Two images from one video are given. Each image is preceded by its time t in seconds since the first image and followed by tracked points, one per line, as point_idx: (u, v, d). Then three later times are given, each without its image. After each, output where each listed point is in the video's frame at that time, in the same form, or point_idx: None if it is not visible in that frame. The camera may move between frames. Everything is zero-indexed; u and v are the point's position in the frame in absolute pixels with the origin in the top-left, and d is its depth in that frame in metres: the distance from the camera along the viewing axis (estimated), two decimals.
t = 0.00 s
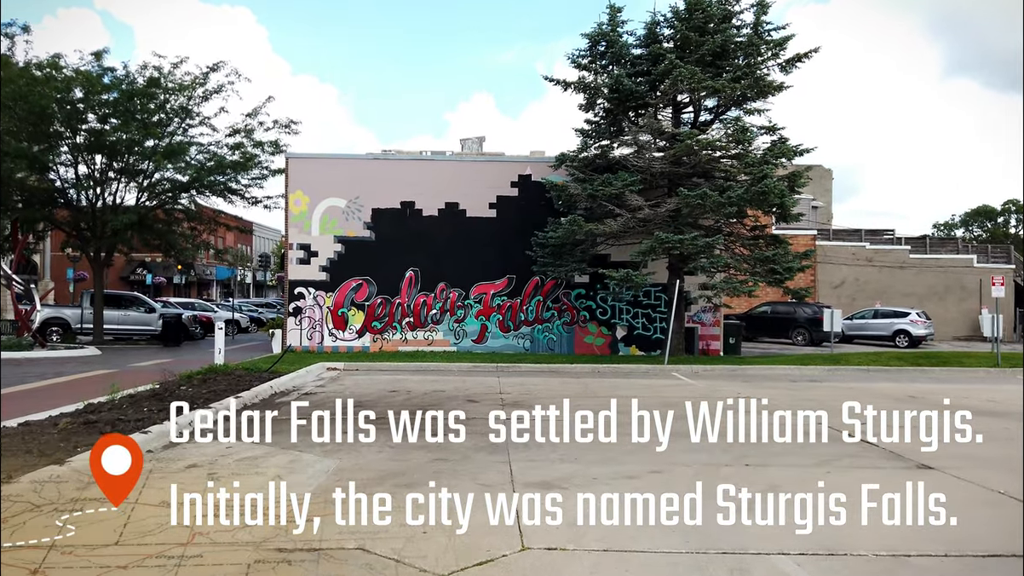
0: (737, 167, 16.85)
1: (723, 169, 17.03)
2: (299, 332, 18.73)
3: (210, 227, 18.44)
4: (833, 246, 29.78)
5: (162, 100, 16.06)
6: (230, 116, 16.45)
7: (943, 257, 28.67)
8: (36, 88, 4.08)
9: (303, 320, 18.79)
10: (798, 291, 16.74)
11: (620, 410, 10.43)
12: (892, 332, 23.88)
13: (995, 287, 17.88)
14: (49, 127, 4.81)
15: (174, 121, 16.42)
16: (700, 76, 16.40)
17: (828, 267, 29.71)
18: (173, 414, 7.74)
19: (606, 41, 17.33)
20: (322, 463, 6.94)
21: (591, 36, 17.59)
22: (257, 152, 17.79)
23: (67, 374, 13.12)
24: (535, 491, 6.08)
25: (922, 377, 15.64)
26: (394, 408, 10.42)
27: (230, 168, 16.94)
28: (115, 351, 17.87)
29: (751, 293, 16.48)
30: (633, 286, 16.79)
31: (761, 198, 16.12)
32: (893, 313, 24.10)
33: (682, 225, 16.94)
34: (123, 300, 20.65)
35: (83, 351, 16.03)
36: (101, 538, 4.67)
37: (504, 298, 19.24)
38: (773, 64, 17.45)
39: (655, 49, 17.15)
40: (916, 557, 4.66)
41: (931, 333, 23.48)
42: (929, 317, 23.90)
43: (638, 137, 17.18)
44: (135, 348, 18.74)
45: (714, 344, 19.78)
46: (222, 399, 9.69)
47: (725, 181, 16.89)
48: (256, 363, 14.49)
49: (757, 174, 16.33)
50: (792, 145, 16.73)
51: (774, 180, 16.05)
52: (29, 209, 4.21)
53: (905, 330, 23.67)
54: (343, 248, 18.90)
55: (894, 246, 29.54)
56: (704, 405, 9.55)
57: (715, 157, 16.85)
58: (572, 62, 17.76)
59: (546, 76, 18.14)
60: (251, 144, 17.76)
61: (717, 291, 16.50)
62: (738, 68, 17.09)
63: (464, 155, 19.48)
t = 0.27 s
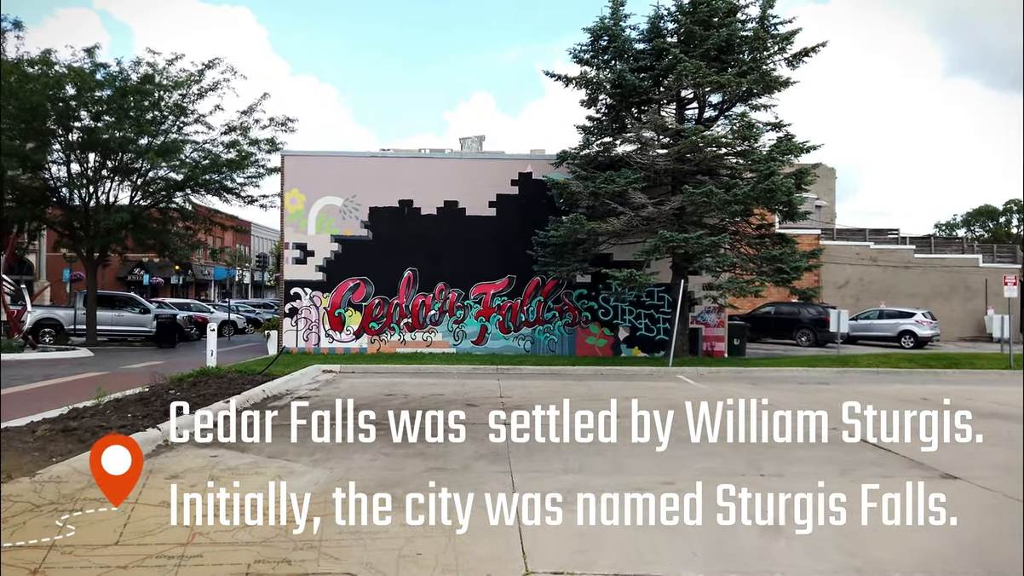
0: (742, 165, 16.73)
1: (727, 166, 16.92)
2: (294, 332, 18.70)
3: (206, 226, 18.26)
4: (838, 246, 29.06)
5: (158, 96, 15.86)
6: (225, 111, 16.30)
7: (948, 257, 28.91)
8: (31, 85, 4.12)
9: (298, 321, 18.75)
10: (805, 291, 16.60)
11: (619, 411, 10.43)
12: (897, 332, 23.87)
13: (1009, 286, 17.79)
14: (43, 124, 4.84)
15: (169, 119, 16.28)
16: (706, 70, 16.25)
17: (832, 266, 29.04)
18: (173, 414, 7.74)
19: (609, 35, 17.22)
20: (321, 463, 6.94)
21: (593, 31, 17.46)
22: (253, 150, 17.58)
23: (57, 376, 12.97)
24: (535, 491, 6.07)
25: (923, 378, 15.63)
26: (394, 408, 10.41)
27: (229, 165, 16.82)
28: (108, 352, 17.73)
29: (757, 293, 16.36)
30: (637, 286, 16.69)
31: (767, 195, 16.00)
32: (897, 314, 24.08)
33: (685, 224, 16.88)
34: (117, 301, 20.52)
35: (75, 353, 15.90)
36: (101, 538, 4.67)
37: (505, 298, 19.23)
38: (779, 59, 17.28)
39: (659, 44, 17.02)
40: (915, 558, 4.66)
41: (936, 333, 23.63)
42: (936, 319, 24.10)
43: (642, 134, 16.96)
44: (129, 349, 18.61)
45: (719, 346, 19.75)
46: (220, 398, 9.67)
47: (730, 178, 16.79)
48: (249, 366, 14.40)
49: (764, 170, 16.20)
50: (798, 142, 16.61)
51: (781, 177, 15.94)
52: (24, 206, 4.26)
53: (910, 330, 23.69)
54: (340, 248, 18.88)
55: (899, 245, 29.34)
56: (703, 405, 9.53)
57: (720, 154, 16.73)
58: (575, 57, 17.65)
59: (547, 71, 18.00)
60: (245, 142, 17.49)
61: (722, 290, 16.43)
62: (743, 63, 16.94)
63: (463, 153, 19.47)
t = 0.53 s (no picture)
0: (749, 162, 16.65)
1: (734, 163, 16.85)
2: (290, 333, 18.68)
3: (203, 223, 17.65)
4: (842, 245, 29.14)
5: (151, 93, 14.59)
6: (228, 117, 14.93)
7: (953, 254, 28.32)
8: (31, 82, 4.13)
9: (295, 322, 18.72)
10: (814, 290, 16.49)
11: (620, 411, 10.42)
12: (903, 332, 23.86)
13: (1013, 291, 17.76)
14: (44, 121, 4.89)
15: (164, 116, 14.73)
16: (711, 65, 16.18)
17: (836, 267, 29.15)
18: (173, 414, 7.74)
19: (612, 29, 17.08)
20: (321, 463, 6.94)
21: (596, 25, 17.37)
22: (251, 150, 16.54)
23: (49, 377, 12.88)
24: (536, 491, 6.08)
25: (925, 379, 15.62)
26: (393, 409, 10.39)
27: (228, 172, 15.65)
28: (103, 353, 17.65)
29: (765, 293, 16.28)
30: (642, 285, 16.58)
31: (775, 192, 15.91)
32: (903, 314, 24.06)
33: (690, 223, 16.86)
34: (113, 301, 20.46)
35: (68, 353, 15.82)
36: (101, 538, 4.67)
37: (506, 298, 19.23)
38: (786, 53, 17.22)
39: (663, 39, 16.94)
40: (915, 558, 4.66)
41: (942, 332, 23.59)
42: (941, 320, 23.97)
43: (646, 131, 16.99)
44: (125, 350, 18.53)
45: (723, 346, 19.78)
46: (219, 399, 9.66)
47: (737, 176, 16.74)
48: (245, 367, 14.33)
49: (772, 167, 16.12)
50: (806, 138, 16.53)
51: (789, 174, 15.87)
52: (29, 205, 4.30)
53: (916, 330, 23.66)
54: (338, 248, 18.88)
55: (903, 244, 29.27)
56: (703, 406, 9.52)
57: (726, 150, 16.66)
58: (577, 52, 17.58)
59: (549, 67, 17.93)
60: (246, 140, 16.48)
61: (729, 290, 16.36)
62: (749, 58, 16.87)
63: (464, 151, 19.45)
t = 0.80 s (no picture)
0: (757, 159, 16.58)
1: (741, 160, 16.78)
2: (289, 333, 18.69)
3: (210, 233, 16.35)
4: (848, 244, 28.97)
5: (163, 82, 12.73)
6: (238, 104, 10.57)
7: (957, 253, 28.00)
8: (30, 76, 4.14)
9: (293, 322, 18.73)
10: (823, 290, 16.38)
11: (620, 411, 10.42)
12: (909, 333, 23.77)
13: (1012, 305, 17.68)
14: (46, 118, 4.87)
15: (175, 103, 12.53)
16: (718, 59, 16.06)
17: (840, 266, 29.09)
18: (173, 414, 7.75)
19: (618, 24, 16.97)
20: (321, 463, 6.95)
21: (601, 20, 17.25)
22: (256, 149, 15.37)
23: (41, 381, 12.73)
24: (536, 492, 6.08)
25: (927, 381, 15.60)
26: (393, 409, 10.40)
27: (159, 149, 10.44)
28: (100, 354, 17.58)
29: (775, 293, 16.21)
30: (648, 285, 16.51)
31: (784, 189, 15.82)
32: (909, 314, 23.96)
33: (697, 222, 16.80)
34: (108, 302, 20.26)
35: (63, 355, 15.72)
36: (101, 538, 4.67)
37: (508, 298, 19.20)
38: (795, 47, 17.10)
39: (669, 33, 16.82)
40: (915, 558, 4.67)
41: (948, 334, 23.49)
42: (948, 320, 23.99)
43: (652, 128, 16.90)
44: (121, 350, 18.43)
45: (730, 347, 19.82)
46: (219, 400, 9.66)
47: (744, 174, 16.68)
48: (241, 369, 14.26)
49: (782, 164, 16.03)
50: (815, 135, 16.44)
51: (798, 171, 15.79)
52: (28, 202, 4.37)
53: (922, 332, 23.54)
54: (338, 247, 18.87)
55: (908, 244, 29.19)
56: (703, 406, 9.52)
57: (734, 147, 16.60)
58: (582, 47, 17.48)
59: (553, 62, 17.75)
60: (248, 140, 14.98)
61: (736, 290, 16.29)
62: (758, 54, 16.78)
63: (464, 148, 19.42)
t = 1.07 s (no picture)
0: (765, 152, 16.41)
1: (749, 153, 16.62)
2: (287, 331, 18.67)
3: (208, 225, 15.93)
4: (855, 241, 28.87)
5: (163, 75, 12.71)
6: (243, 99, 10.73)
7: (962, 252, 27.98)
8: (35, 73, 4.09)
9: (292, 318, 18.72)
10: (833, 286, 16.14)
11: (620, 411, 10.43)
12: (915, 331, 23.78)
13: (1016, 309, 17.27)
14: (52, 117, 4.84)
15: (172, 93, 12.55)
16: (725, 50, 15.88)
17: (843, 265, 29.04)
18: (173, 412, 7.74)
19: (624, 15, 16.81)
20: (321, 463, 6.95)
21: (606, 10, 17.11)
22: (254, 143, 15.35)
23: (38, 378, 12.54)
24: (536, 491, 6.09)
25: (927, 380, 15.61)
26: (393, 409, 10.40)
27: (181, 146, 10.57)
28: (98, 352, 17.56)
29: (783, 290, 15.96)
30: (654, 280, 16.33)
31: (794, 183, 15.65)
32: (915, 312, 23.98)
33: (703, 216, 16.65)
34: (105, 298, 19.95)
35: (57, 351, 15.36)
36: (101, 538, 4.67)
37: (509, 296, 19.20)
38: (804, 38, 16.90)
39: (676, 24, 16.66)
40: (914, 558, 4.68)
41: (954, 331, 23.48)
42: (953, 316, 23.99)
43: (657, 120, 16.76)
44: (119, 348, 18.34)
45: (735, 345, 19.49)
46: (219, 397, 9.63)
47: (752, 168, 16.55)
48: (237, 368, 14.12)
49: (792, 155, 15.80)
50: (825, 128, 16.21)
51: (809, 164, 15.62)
52: (33, 200, 4.31)
53: (928, 329, 23.58)
54: (336, 241, 18.88)
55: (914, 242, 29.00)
56: (704, 405, 9.52)
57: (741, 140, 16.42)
58: (587, 38, 17.33)
59: (559, 53, 17.50)
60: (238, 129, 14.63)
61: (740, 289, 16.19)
62: (766, 45, 16.60)
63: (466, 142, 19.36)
